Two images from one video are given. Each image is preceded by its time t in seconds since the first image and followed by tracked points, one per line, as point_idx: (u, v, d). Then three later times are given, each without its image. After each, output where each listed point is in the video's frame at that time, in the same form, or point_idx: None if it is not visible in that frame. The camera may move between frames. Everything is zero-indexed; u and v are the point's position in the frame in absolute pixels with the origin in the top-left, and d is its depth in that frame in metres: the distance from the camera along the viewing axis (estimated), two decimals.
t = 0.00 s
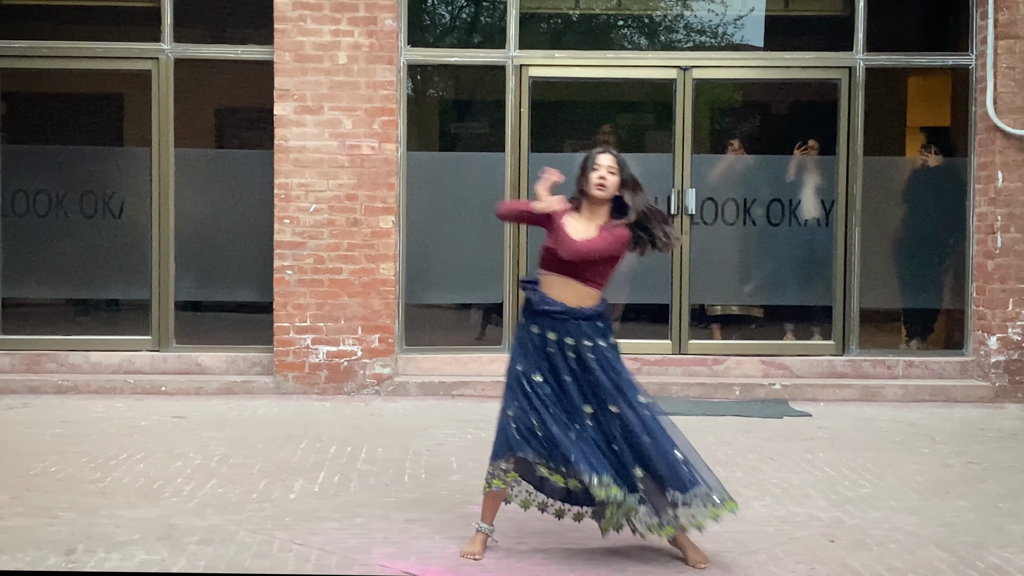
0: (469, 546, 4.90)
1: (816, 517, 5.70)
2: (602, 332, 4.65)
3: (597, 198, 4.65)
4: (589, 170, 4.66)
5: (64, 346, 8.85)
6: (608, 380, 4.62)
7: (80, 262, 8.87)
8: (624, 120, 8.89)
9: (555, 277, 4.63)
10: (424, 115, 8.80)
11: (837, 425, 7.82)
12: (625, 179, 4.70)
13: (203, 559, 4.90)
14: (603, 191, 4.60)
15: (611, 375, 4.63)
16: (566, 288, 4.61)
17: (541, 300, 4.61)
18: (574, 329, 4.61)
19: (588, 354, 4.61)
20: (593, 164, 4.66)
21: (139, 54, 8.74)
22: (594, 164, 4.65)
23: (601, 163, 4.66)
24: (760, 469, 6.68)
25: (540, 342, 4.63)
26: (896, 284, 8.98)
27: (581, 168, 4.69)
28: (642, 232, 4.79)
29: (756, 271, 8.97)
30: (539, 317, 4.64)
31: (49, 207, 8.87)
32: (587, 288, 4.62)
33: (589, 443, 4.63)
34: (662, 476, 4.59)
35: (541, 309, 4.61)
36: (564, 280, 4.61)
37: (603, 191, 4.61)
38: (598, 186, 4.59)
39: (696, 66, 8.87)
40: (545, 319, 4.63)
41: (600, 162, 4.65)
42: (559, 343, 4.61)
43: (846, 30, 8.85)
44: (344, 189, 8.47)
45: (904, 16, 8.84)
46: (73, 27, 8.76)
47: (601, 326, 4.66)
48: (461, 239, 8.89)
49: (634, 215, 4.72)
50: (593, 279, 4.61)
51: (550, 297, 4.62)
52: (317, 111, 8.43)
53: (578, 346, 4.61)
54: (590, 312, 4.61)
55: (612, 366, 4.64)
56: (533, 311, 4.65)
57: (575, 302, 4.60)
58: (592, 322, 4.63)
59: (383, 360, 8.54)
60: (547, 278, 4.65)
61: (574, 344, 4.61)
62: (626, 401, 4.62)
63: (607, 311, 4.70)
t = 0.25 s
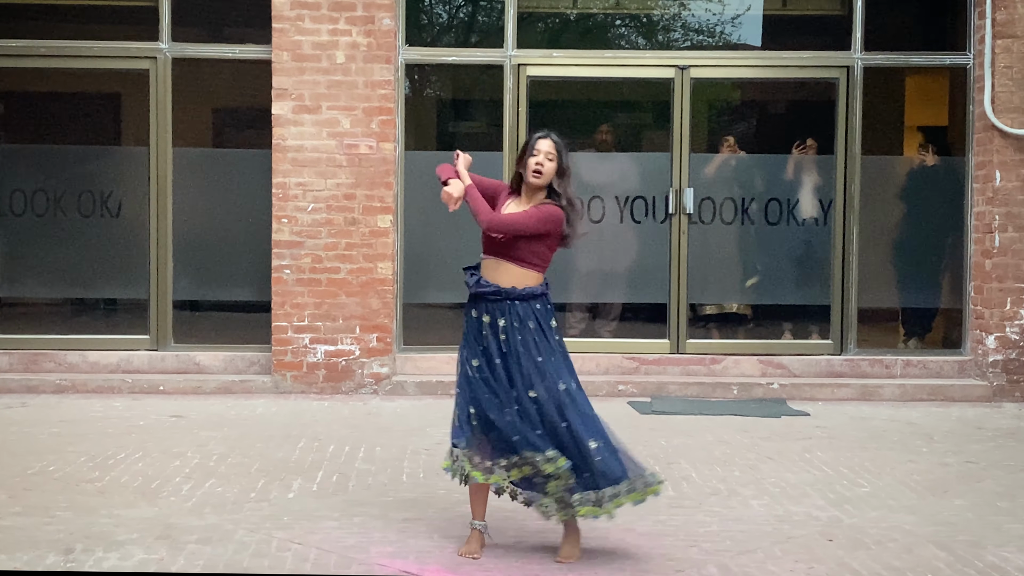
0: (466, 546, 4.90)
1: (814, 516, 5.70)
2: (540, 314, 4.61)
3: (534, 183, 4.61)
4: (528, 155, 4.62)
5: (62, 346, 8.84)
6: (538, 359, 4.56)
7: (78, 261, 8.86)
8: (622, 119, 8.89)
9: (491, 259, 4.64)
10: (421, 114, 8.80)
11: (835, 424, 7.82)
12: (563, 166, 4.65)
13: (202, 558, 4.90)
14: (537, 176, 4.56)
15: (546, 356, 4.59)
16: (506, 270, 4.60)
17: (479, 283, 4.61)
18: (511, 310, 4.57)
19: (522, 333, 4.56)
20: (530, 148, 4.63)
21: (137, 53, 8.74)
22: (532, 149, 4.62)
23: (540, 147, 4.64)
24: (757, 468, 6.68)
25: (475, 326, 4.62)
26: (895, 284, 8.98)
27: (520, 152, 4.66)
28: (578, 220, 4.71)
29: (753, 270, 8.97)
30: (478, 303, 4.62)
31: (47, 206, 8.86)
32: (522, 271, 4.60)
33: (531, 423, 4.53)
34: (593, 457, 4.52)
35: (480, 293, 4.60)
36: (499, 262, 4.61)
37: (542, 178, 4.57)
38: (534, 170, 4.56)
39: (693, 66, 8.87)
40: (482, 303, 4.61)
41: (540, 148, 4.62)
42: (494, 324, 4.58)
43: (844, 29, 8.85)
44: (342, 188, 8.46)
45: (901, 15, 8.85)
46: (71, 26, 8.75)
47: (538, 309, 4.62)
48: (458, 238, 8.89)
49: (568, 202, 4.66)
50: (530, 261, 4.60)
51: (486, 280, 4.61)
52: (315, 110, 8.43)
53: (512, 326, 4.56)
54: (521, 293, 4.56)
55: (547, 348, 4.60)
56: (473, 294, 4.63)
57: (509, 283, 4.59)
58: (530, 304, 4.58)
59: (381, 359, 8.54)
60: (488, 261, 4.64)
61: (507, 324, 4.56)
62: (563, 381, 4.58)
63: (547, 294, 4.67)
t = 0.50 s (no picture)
0: (466, 546, 4.91)
1: (813, 516, 5.71)
2: (516, 312, 4.59)
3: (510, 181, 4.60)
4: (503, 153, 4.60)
5: (62, 346, 8.85)
6: (502, 362, 4.54)
7: (78, 261, 8.87)
8: (621, 119, 8.89)
9: (469, 256, 4.65)
10: (421, 114, 8.80)
11: (834, 424, 7.83)
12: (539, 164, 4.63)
13: (201, 558, 4.90)
14: (514, 176, 4.55)
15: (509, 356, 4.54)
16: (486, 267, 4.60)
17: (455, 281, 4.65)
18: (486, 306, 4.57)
19: (491, 332, 4.56)
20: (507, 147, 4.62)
21: (136, 53, 8.74)
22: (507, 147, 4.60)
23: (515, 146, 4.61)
24: (757, 467, 6.69)
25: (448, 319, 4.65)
26: (894, 283, 8.99)
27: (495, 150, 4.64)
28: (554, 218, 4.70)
29: (753, 270, 8.98)
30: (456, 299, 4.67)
31: (46, 206, 8.86)
32: (500, 268, 4.60)
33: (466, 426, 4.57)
34: (520, 471, 4.51)
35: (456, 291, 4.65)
36: (478, 259, 4.62)
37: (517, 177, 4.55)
38: (510, 170, 4.54)
39: (692, 65, 8.88)
40: (460, 300, 4.66)
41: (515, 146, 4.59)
42: (467, 321, 4.61)
43: (843, 29, 8.85)
44: (342, 188, 8.47)
45: (901, 15, 8.85)
46: (70, 26, 8.76)
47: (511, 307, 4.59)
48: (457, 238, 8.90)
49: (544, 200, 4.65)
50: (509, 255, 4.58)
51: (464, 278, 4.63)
52: (315, 110, 8.43)
53: (485, 324, 4.57)
54: (495, 290, 4.56)
55: (512, 347, 4.55)
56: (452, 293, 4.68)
57: (486, 280, 4.59)
58: (506, 301, 4.58)
59: (380, 359, 8.54)
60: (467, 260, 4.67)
61: (480, 322, 4.58)
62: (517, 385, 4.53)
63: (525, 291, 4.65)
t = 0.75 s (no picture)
0: (467, 546, 4.92)
1: (813, 516, 5.70)
2: (504, 312, 4.60)
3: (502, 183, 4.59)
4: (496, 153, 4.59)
5: (62, 346, 8.85)
6: (488, 359, 4.56)
7: (78, 261, 8.87)
8: (621, 119, 8.89)
9: (459, 256, 4.66)
10: (420, 114, 8.80)
11: (834, 424, 7.83)
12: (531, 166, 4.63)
13: (201, 558, 4.90)
14: (507, 177, 4.54)
15: (493, 354, 4.56)
16: (475, 267, 4.61)
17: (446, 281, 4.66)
18: (475, 307, 4.59)
19: (475, 330, 4.58)
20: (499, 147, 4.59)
21: (136, 53, 8.74)
22: (501, 146, 4.58)
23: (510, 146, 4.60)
24: (757, 468, 6.68)
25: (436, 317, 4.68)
26: (894, 284, 8.99)
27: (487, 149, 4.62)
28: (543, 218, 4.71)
29: (753, 270, 8.98)
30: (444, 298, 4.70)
31: (46, 206, 8.86)
32: (490, 268, 4.61)
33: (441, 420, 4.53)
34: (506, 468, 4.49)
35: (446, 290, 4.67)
36: (467, 259, 4.63)
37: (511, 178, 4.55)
38: (504, 171, 4.53)
39: (692, 65, 8.87)
40: (448, 299, 4.68)
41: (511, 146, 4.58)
42: (452, 318, 4.63)
43: (843, 30, 8.85)
44: (342, 188, 8.46)
45: (901, 15, 8.85)
46: (71, 26, 8.75)
47: (502, 307, 4.59)
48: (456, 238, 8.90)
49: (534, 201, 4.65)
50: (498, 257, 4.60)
51: (454, 278, 4.65)
52: (315, 110, 8.43)
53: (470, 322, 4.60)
54: (486, 290, 4.58)
55: (496, 346, 4.57)
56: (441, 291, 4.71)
57: (475, 281, 4.60)
58: (494, 300, 4.59)
59: (380, 359, 8.53)
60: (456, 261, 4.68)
61: (466, 320, 4.60)
62: (498, 384, 4.53)
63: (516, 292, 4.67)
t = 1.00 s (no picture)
0: (468, 547, 4.93)
1: (814, 516, 5.71)
2: (500, 315, 4.63)
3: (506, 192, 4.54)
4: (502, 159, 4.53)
5: (62, 346, 8.85)
6: (487, 362, 4.56)
7: (79, 261, 8.87)
8: (621, 119, 8.89)
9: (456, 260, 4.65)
10: (421, 114, 8.80)
11: (835, 424, 7.83)
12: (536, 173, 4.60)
13: (202, 558, 4.90)
14: (512, 185, 4.48)
15: (491, 358, 4.56)
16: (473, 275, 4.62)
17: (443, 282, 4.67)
18: (472, 311, 4.61)
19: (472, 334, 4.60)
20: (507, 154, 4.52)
21: (137, 53, 8.74)
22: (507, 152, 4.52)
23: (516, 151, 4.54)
24: (757, 468, 6.69)
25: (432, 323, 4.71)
26: (895, 283, 8.99)
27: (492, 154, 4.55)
28: (543, 226, 4.69)
29: (754, 270, 8.98)
30: (439, 303, 4.71)
31: (47, 206, 8.86)
32: (486, 274, 4.61)
33: (446, 425, 4.54)
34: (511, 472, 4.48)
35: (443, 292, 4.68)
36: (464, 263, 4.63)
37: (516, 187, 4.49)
38: (509, 179, 4.47)
39: (693, 65, 8.87)
40: (445, 303, 4.70)
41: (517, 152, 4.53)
42: (448, 322, 4.65)
43: (844, 29, 8.85)
44: (342, 188, 8.47)
45: (901, 15, 8.85)
46: (71, 26, 8.75)
47: (498, 311, 4.63)
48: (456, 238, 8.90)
49: (536, 210, 4.61)
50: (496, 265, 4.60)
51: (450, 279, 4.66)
52: (315, 110, 8.43)
53: (466, 326, 4.62)
54: (482, 293, 4.60)
55: (494, 349, 4.57)
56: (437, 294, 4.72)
57: (471, 285, 4.62)
58: (489, 304, 4.62)
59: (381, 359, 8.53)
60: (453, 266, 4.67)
61: (462, 324, 4.62)
62: (500, 387, 4.53)
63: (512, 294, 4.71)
